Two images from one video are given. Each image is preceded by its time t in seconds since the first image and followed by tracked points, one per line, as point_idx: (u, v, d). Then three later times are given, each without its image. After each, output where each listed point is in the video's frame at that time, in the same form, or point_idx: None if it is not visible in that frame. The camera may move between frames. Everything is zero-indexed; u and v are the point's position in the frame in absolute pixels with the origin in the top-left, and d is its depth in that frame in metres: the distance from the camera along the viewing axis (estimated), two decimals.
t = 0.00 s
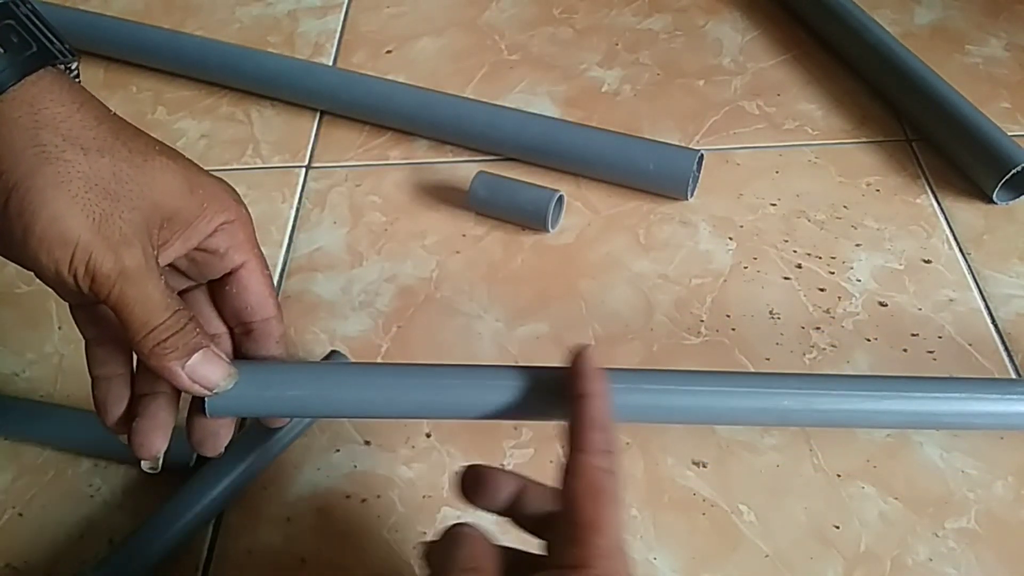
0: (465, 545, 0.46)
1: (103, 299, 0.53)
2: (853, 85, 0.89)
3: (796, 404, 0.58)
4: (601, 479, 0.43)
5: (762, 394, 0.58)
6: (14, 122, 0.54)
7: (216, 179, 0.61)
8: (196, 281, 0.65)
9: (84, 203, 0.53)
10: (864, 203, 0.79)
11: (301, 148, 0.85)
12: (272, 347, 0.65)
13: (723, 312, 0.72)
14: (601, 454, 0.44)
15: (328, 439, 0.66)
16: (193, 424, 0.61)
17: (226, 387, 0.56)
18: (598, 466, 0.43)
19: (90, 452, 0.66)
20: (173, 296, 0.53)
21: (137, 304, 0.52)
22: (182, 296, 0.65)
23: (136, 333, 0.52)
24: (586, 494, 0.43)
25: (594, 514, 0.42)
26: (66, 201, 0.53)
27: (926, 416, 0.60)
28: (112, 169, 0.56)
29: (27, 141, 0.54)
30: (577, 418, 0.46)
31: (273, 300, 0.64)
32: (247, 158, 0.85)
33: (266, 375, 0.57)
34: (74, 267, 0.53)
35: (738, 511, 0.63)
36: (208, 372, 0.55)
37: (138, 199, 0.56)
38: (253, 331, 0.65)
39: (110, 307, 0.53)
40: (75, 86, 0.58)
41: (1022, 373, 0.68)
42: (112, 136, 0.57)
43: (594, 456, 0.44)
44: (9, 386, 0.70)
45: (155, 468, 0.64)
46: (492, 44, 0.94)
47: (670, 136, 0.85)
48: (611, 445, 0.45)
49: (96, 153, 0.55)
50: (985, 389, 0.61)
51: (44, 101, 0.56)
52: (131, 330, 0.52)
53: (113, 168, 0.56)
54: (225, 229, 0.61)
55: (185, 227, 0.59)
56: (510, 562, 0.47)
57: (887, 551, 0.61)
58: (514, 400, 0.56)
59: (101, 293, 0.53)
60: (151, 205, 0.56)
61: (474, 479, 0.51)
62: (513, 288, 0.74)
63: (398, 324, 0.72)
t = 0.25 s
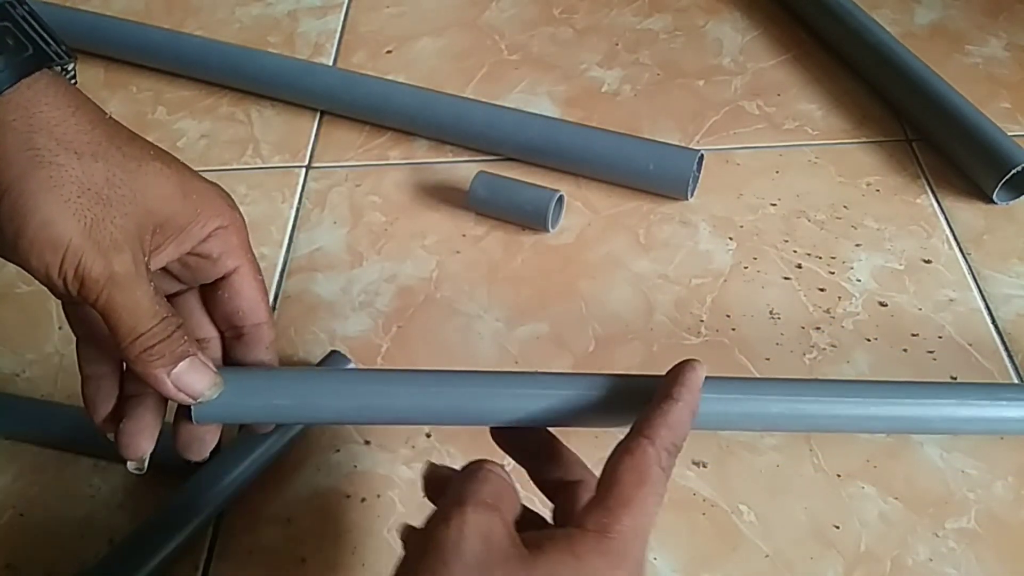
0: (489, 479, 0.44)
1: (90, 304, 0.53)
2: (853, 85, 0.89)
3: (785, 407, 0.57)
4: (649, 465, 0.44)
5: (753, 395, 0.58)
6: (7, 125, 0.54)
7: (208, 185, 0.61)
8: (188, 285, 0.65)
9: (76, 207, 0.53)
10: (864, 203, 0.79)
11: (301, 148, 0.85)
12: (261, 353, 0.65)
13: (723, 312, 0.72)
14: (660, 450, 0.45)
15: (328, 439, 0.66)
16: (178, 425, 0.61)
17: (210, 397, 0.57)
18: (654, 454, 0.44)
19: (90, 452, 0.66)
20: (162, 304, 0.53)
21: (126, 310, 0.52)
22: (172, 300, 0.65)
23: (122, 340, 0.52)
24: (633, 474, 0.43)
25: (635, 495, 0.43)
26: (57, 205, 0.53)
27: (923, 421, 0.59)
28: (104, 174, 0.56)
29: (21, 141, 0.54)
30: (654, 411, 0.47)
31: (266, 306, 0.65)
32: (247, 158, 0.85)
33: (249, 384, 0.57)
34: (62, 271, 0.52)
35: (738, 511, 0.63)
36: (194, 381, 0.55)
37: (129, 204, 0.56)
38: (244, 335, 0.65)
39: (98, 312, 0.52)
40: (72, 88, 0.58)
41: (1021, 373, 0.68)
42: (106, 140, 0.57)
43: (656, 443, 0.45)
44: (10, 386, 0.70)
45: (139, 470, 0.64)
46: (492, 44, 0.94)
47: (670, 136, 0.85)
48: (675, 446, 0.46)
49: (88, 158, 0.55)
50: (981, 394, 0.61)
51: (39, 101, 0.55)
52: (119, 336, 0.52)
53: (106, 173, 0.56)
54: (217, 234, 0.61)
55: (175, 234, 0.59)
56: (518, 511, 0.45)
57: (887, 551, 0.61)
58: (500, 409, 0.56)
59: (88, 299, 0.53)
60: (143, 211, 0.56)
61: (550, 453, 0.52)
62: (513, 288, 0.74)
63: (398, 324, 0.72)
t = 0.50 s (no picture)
0: (476, 481, 0.45)
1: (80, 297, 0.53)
2: (852, 85, 0.89)
3: (778, 408, 0.58)
4: (637, 467, 0.44)
5: (747, 395, 0.58)
6: None
7: (200, 176, 0.61)
8: (182, 275, 0.65)
9: (66, 200, 0.53)
10: (864, 203, 0.79)
11: (301, 148, 0.85)
12: (256, 340, 0.66)
13: (723, 312, 0.72)
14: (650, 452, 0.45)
15: (328, 438, 0.66)
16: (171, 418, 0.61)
17: (196, 395, 0.57)
18: (643, 456, 0.45)
19: (90, 452, 0.66)
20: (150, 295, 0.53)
21: (113, 303, 0.52)
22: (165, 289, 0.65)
23: (110, 333, 0.52)
24: (621, 475, 0.44)
25: (621, 496, 0.44)
26: (47, 199, 0.53)
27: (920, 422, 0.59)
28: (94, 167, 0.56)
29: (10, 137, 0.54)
30: (647, 412, 0.47)
31: (261, 292, 0.65)
32: (247, 158, 0.85)
33: (236, 383, 0.57)
34: (52, 264, 0.53)
35: (738, 511, 0.63)
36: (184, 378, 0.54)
37: (119, 197, 0.56)
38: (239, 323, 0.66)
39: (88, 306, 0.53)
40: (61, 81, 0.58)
41: (1022, 373, 0.68)
42: (96, 133, 0.57)
43: (649, 445, 0.45)
44: (9, 386, 0.70)
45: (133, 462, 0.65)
46: (492, 44, 0.94)
47: (670, 136, 0.85)
48: (666, 448, 0.46)
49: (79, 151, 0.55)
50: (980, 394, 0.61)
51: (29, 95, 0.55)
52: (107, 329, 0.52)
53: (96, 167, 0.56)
54: (210, 224, 0.61)
55: (167, 225, 0.59)
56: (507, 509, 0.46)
57: (887, 551, 0.61)
58: (487, 404, 0.56)
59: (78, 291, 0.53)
60: (134, 203, 0.56)
61: (536, 455, 0.55)
62: (513, 288, 0.74)
63: (398, 324, 0.72)
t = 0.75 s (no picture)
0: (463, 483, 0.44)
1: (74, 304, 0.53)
2: (852, 86, 0.89)
3: (770, 413, 0.57)
4: (626, 469, 0.44)
5: (741, 398, 0.57)
6: None
7: (197, 181, 0.61)
8: (178, 280, 0.65)
9: (62, 208, 0.53)
10: (865, 203, 0.79)
11: (301, 148, 0.85)
12: (254, 346, 0.66)
13: (723, 312, 0.72)
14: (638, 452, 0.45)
15: (328, 438, 0.66)
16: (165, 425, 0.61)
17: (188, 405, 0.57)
18: (632, 457, 0.44)
19: (90, 452, 0.66)
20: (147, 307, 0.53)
21: (109, 312, 0.52)
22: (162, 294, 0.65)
23: (106, 341, 0.52)
24: (609, 478, 0.43)
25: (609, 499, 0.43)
26: (43, 205, 0.53)
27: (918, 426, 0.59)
28: (91, 174, 0.55)
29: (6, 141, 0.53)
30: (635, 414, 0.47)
31: (259, 296, 0.65)
32: (247, 158, 0.85)
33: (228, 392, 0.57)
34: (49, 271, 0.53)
35: (739, 511, 0.63)
36: (177, 387, 0.55)
37: (117, 204, 0.55)
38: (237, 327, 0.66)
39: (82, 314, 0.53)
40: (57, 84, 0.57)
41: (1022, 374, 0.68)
42: (93, 139, 0.56)
43: (630, 444, 0.45)
44: (9, 386, 0.70)
45: (129, 465, 0.65)
46: (492, 44, 0.94)
47: (670, 136, 0.85)
48: (655, 448, 0.46)
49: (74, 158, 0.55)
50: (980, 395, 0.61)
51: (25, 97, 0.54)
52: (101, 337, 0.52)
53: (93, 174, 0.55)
54: (208, 229, 0.61)
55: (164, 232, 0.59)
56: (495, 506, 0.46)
57: (887, 551, 0.61)
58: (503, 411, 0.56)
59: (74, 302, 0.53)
60: (131, 209, 0.56)
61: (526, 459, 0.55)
62: (513, 288, 0.74)
63: (398, 324, 0.72)
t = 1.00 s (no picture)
0: (307, 487, 0.44)
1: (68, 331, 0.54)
2: (852, 86, 0.89)
3: (761, 429, 0.60)
4: (472, 452, 0.46)
5: (731, 416, 0.60)
6: None
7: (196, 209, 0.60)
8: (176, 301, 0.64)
9: (59, 238, 0.54)
10: (864, 203, 0.79)
11: (301, 148, 0.85)
12: (250, 371, 0.66)
13: (723, 312, 0.72)
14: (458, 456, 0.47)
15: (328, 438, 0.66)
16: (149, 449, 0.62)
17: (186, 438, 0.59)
18: (442, 463, 0.45)
19: (90, 453, 0.66)
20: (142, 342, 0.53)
21: (98, 342, 0.52)
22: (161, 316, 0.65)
23: (97, 367, 0.53)
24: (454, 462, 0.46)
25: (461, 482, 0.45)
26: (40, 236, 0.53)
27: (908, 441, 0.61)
28: (90, 200, 0.55)
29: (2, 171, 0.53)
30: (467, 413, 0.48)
31: (255, 321, 0.64)
32: (247, 158, 0.85)
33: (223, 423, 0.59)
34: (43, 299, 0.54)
35: (739, 512, 0.63)
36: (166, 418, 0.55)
37: (116, 232, 0.55)
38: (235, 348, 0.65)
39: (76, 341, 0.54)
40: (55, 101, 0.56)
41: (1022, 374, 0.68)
42: (94, 165, 0.56)
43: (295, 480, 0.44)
44: (9, 386, 0.70)
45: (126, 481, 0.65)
46: (492, 44, 0.94)
47: (670, 135, 0.85)
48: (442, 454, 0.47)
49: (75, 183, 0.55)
50: (968, 414, 0.62)
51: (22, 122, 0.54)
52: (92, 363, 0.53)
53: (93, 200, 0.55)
54: (206, 254, 0.60)
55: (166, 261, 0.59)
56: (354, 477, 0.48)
57: (887, 551, 0.61)
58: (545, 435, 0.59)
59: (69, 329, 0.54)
60: (131, 236, 0.56)
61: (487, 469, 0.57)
62: (513, 288, 0.74)
63: (398, 324, 0.72)
